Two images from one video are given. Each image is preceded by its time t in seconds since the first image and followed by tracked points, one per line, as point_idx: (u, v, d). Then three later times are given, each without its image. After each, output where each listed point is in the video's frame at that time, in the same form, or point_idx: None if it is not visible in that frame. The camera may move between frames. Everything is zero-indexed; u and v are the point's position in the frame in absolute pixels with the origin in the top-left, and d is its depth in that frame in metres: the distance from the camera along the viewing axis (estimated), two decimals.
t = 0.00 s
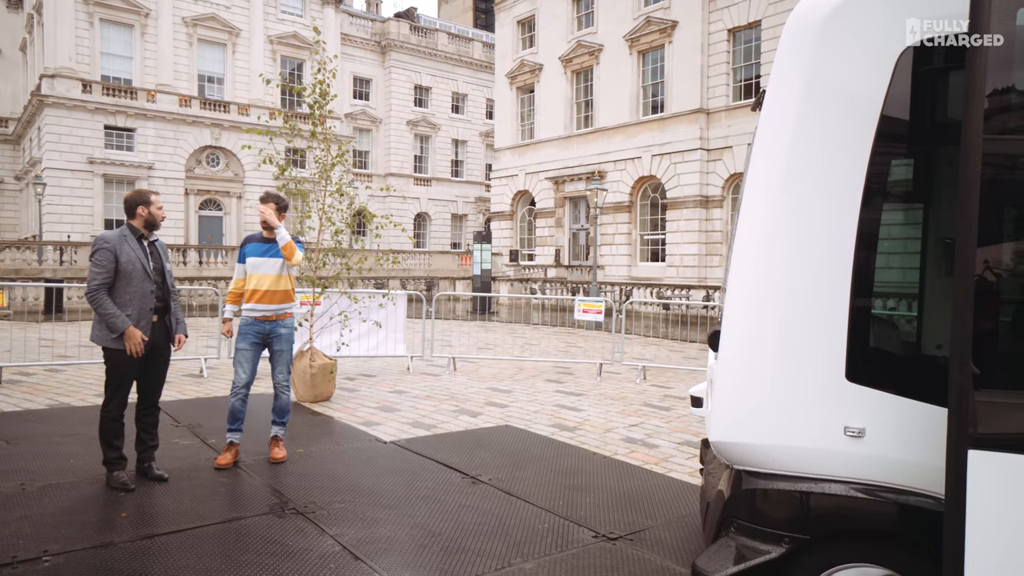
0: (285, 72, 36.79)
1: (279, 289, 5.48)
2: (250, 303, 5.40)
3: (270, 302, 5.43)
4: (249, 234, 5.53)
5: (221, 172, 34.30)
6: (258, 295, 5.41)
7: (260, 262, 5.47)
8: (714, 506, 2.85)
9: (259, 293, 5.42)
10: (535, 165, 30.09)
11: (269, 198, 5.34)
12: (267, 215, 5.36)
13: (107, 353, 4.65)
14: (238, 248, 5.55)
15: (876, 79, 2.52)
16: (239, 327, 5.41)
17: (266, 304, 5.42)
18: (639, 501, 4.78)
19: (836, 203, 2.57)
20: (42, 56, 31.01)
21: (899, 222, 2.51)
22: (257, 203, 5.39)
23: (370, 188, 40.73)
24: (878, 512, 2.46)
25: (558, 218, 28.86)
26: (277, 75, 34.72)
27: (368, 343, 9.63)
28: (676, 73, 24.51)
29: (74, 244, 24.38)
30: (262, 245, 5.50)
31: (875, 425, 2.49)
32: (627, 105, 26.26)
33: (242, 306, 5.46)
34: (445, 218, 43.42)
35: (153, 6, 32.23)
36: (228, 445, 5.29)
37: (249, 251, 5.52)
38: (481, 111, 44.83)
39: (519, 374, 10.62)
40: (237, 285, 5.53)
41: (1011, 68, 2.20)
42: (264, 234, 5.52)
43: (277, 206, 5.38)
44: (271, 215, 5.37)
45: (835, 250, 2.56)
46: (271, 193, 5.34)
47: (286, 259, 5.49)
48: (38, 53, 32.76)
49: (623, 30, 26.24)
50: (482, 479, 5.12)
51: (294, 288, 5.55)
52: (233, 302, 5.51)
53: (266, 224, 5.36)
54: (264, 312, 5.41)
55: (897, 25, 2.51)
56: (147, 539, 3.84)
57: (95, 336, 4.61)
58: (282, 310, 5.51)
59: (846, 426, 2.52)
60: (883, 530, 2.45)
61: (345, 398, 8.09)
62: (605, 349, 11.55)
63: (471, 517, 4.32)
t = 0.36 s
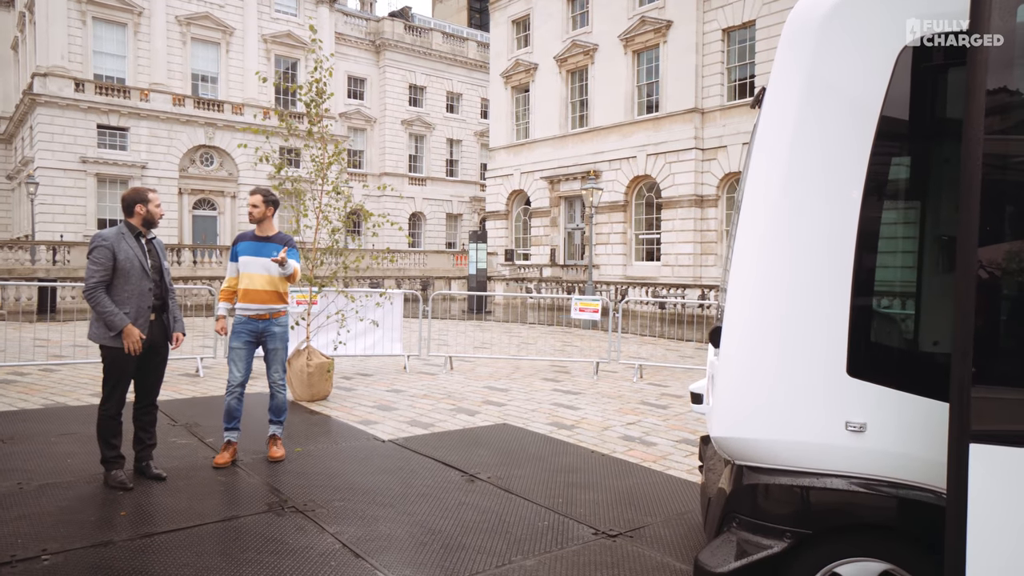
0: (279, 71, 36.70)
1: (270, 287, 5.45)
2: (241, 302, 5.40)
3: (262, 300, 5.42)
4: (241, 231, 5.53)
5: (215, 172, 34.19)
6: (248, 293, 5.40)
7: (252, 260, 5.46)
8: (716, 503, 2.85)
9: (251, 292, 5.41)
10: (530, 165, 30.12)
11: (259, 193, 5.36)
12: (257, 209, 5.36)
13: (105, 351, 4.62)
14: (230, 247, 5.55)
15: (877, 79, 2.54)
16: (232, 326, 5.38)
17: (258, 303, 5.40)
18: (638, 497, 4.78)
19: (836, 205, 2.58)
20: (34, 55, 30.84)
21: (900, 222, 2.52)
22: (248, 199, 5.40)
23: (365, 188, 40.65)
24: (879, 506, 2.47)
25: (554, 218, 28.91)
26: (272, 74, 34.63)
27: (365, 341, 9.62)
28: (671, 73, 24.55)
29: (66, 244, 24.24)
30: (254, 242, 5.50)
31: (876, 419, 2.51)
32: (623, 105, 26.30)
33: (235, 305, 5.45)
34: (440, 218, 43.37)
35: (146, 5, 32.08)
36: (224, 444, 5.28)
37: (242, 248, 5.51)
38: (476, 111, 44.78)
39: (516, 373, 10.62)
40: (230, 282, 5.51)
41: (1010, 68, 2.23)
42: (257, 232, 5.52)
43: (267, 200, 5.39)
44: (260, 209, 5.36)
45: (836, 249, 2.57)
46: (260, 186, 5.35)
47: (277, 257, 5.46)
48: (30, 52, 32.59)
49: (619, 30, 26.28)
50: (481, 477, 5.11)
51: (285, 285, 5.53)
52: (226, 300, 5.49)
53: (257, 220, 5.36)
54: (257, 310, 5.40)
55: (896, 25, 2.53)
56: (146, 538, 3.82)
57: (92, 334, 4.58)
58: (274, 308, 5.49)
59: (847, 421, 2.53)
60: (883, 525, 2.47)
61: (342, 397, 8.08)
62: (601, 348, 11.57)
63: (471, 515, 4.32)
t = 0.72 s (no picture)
0: (276, 70, 36.62)
1: (267, 284, 5.42)
2: (239, 300, 5.38)
3: (259, 298, 5.39)
4: (243, 229, 5.55)
5: (212, 171, 34.12)
6: (245, 291, 5.39)
7: (251, 257, 5.45)
8: (718, 500, 2.86)
9: (248, 289, 5.39)
10: (528, 164, 30.12)
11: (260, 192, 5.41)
12: (258, 207, 5.40)
13: (104, 350, 4.61)
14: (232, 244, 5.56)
15: (878, 78, 2.54)
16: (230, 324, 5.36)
17: (256, 301, 5.38)
18: (642, 495, 4.74)
19: (837, 202, 2.58)
20: (30, 55, 30.73)
21: (901, 221, 2.51)
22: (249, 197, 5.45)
23: (362, 187, 40.59)
24: (883, 502, 2.47)
25: (551, 217, 28.93)
26: (269, 73, 34.57)
27: (364, 340, 9.62)
28: (668, 72, 24.55)
29: (63, 243, 24.17)
30: (255, 240, 5.50)
31: (880, 416, 2.50)
32: (620, 105, 26.30)
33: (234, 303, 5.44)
34: (437, 217, 43.33)
35: (143, 4, 31.96)
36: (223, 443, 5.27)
37: (242, 245, 5.51)
38: (473, 110, 44.73)
39: (514, 372, 10.62)
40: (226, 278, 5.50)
41: (1013, 66, 2.23)
42: (259, 230, 5.54)
43: (268, 198, 5.44)
44: (261, 207, 5.41)
45: (838, 247, 2.57)
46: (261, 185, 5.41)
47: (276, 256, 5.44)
48: (26, 51, 32.48)
49: (616, 30, 26.28)
50: (481, 475, 5.10)
51: (282, 285, 5.48)
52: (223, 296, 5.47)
53: (257, 216, 5.38)
54: (255, 308, 5.38)
55: (896, 25, 2.53)
56: (146, 536, 3.80)
57: (92, 332, 4.57)
58: (272, 306, 5.45)
59: (851, 418, 2.54)
60: (886, 521, 2.47)
61: (341, 396, 8.05)
62: (600, 347, 11.56)
63: (471, 513, 4.31)
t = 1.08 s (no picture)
0: (275, 69, 36.56)
1: (267, 283, 5.39)
2: (241, 299, 5.37)
3: (261, 297, 5.37)
4: (245, 227, 5.54)
5: (210, 171, 34.08)
6: (246, 290, 5.37)
7: (252, 255, 5.43)
8: (725, 499, 2.84)
9: (250, 287, 5.37)
10: (527, 164, 30.11)
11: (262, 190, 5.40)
12: (258, 206, 5.39)
13: (104, 349, 4.58)
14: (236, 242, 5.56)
15: (882, 78, 2.53)
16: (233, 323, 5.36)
17: (258, 299, 5.36)
18: (645, 494, 4.72)
19: (844, 202, 2.56)
20: (28, 53, 30.65)
21: (910, 219, 2.49)
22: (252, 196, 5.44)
23: (361, 187, 40.55)
24: (893, 501, 2.45)
25: (550, 217, 28.92)
26: (268, 72, 34.49)
27: (364, 340, 9.59)
28: (667, 72, 24.55)
29: (61, 243, 24.13)
30: (258, 239, 5.49)
31: (890, 415, 2.49)
32: (619, 104, 26.30)
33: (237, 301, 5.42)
34: (436, 217, 43.29)
35: (141, 3, 31.89)
36: (225, 442, 5.24)
37: (244, 243, 5.50)
38: (472, 110, 44.68)
39: (515, 371, 10.59)
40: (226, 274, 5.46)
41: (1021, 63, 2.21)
42: (263, 229, 5.53)
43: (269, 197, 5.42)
44: (263, 206, 5.40)
45: (845, 246, 2.55)
46: (264, 185, 5.40)
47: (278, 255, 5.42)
48: (23, 51, 32.40)
49: (615, 29, 26.25)
50: (484, 475, 5.08)
51: (283, 284, 5.44)
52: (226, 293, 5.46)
53: (259, 215, 5.38)
54: (257, 307, 5.36)
55: (897, 24, 2.52)
56: (146, 536, 3.77)
57: (92, 331, 4.55)
58: (274, 305, 5.43)
59: (860, 417, 2.52)
60: (896, 520, 2.45)
61: (342, 396, 8.03)
62: (600, 347, 11.54)
63: (474, 513, 4.29)
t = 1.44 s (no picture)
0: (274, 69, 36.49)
1: (270, 283, 5.34)
2: (244, 298, 5.32)
3: (264, 297, 5.32)
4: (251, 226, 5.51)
5: (210, 171, 34.05)
6: (250, 290, 5.32)
7: (256, 254, 5.39)
8: (738, 503, 2.78)
9: (252, 288, 5.33)
10: (527, 164, 30.06)
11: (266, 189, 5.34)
12: (265, 204, 5.33)
13: (104, 349, 4.52)
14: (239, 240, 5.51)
15: (889, 78, 2.49)
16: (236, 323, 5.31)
17: (261, 299, 5.31)
18: (652, 496, 4.66)
19: (857, 204, 2.51)
20: (27, 53, 30.58)
21: (925, 219, 2.44)
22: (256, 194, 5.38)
23: (361, 186, 40.47)
24: (910, 505, 2.40)
25: (551, 217, 28.85)
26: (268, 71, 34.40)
27: (365, 339, 9.54)
28: (668, 71, 24.50)
29: (60, 242, 24.08)
30: (262, 238, 5.44)
31: (909, 417, 2.43)
32: (620, 104, 26.25)
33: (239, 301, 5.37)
34: (436, 217, 43.21)
35: (140, 2, 31.81)
36: (226, 444, 5.19)
37: (248, 243, 5.45)
38: (472, 110, 44.61)
39: (516, 372, 10.54)
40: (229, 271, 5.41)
41: None
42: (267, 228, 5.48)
43: (276, 196, 5.36)
44: (268, 205, 5.33)
45: (855, 245, 2.50)
46: (269, 183, 5.33)
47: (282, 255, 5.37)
48: (23, 50, 32.32)
49: (616, 29, 26.19)
50: (488, 476, 5.02)
51: (286, 284, 5.39)
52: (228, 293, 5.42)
53: (264, 214, 5.32)
54: (260, 308, 5.31)
55: (898, 24, 2.49)
56: (146, 540, 3.71)
57: (92, 332, 4.49)
58: (277, 305, 5.38)
59: (879, 418, 2.47)
60: (914, 524, 2.41)
61: (343, 396, 7.98)
62: (602, 347, 11.48)
63: (478, 514, 4.24)
